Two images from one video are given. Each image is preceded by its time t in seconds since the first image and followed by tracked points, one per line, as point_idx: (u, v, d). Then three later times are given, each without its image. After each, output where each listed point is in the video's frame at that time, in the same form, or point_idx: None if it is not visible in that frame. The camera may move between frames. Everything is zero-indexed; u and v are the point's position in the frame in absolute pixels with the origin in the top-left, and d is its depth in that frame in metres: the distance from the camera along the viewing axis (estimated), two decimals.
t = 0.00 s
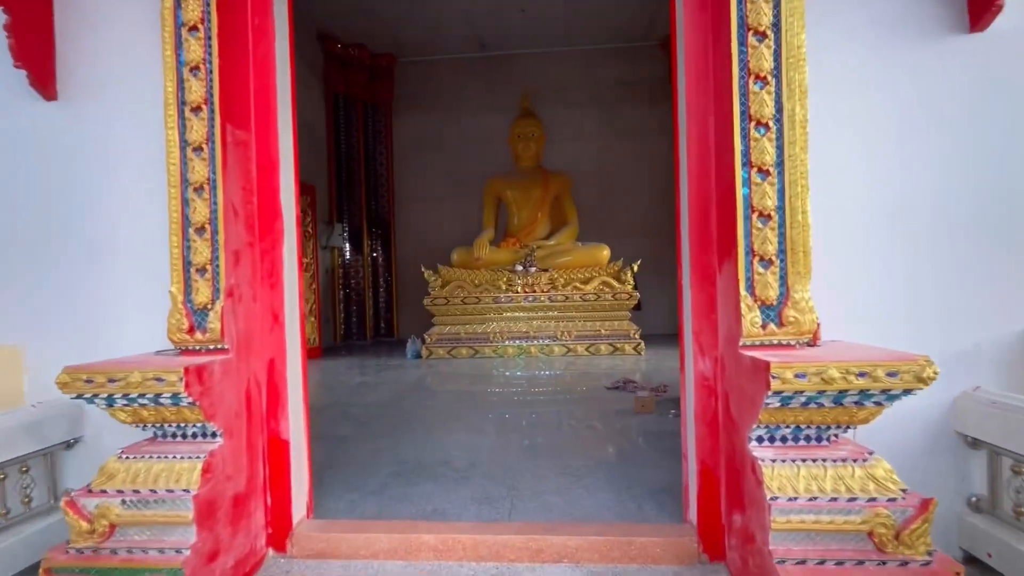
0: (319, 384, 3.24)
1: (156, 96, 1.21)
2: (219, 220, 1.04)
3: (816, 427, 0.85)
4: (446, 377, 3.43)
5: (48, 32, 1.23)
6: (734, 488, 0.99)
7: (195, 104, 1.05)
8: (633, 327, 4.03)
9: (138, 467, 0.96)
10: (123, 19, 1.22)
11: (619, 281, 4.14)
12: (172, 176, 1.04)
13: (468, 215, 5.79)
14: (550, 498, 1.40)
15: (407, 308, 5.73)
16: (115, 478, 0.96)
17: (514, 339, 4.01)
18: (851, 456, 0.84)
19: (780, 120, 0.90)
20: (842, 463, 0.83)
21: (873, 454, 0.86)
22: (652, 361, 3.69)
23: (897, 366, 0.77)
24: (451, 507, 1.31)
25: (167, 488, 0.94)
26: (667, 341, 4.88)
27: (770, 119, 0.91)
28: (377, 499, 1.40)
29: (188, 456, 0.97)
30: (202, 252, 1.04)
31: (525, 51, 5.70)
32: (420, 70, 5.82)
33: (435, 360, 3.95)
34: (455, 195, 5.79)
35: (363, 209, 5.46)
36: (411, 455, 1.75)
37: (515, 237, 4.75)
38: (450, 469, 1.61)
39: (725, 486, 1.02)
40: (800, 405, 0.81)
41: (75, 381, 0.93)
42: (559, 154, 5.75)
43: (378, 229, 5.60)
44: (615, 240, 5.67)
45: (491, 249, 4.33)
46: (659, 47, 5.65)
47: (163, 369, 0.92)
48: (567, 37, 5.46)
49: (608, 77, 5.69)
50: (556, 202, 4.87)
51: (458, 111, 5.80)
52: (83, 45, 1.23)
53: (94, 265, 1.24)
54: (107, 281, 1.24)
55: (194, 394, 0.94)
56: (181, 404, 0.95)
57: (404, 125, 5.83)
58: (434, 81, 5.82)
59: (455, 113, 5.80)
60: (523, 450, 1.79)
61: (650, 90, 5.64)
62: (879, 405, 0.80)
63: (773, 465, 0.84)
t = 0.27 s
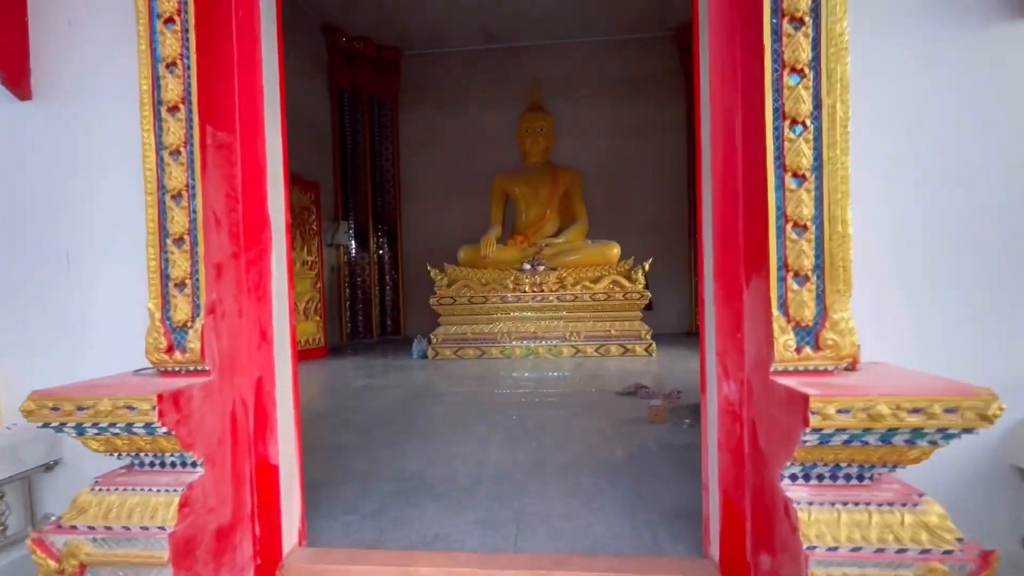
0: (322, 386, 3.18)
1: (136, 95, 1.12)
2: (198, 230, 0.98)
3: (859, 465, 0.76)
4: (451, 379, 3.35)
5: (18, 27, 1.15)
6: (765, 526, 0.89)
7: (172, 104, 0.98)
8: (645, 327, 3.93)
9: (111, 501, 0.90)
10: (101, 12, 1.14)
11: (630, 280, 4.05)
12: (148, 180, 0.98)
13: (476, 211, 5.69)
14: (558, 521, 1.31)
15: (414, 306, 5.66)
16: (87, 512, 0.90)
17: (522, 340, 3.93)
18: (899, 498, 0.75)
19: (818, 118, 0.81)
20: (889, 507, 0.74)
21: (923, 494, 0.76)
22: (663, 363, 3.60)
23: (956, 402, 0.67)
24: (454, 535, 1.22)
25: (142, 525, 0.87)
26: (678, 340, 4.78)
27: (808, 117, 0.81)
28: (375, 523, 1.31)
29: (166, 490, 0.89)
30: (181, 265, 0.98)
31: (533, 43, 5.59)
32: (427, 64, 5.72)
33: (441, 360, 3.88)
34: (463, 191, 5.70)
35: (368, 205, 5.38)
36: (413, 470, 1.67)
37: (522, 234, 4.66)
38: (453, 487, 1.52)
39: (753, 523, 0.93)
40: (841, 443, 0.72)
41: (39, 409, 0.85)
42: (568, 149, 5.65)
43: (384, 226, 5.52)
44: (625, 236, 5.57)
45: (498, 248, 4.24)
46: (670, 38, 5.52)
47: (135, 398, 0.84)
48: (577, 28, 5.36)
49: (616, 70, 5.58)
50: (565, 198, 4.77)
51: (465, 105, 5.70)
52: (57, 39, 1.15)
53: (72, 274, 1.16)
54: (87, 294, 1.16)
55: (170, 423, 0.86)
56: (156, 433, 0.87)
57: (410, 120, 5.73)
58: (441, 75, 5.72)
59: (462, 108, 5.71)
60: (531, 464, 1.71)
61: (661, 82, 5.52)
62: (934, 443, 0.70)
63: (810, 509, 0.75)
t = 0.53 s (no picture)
0: (327, 393, 3.12)
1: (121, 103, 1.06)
2: (185, 248, 0.92)
3: (906, 509, 0.69)
4: (458, 385, 3.29)
5: None
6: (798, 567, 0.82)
7: (156, 113, 0.92)
8: (654, 331, 3.86)
9: (93, 538, 0.84)
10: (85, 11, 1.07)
11: (639, 283, 3.97)
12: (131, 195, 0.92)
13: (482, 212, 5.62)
14: (569, 547, 1.24)
15: (420, 308, 5.61)
16: (67, 550, 0.85)
17: (529, 344, 3.87)
18: (950, 545, 0.68)
19: (858, 126, 0.74)
20: (940, 557, 0.67)
21: (977, 541, 0.69)
22: (674, 369, 3.53)
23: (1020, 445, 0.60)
24: (459, 565, 1.16)
25: (124, 566, 0.82)
26: (687, 344, 4.71)
27: (847, 124, 0.74)
28: (376, 549, 1.25)
29: (150, 527, 0.84)
30: (167, 285, 0.93)
31: (540, 42, 5.52)
32: (432, 63, 5.65)
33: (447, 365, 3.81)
34: (469, 191, 5.64)
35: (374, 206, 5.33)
36: (418, 487, 1.61)
37: (529, 237, 4.59)
38: (459, 507, 1.46)
39: (782, 561, 0.86)
40: (887, 488, 0.65)
41: (14, 442, 0.79)
42: (576, 149, 5.57)
43: (390, 227, 5.47)
44: (633, 237, 5.50)
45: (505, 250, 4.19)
46: (679, 36, 5.44)
47: (115, 431, 0.77)
48: (585, 26, 5.28)
49: (624, 68, 5.50)
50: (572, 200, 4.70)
51: (471, 105, 5.64)
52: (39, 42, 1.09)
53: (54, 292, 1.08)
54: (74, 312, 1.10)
55: (152, 456, 0.80)
56: (140, 468, 0.81)
57: (416, 120, 5.67)
58: (447, 74, 5.66)
59: (468, 107, 5.64)
60: (539, 482, 1.64)
61: (670, 81, 5.44)
62: (992, 490, 0.63)
63: (851, 557, 0.68)
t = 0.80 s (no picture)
0: (328, 400, 3.06)
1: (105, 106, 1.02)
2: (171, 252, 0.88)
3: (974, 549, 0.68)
4: (462, 392, 3.22)
5: None
6: None
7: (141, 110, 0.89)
8: (663, 336, 3.79)
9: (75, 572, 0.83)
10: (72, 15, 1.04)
11: (647, 287, 3.89)
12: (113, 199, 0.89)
13: (487, 215, 5.55)
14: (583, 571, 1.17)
15: (423, 312, 5.55)
16: None
17: (534, 349, 3.79)
18: None
19: (914, 131, 0.77)
20: None
21: None
22: (683, 375, 3.47)
23: None
24: None
25: None
26: (695, 348, 4.65)
27: (903, 129, 0.77)
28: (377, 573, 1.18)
29: (131, 561, 0.82)
30: (151, 294, 0.89)
31: (545, 43, 5.47)
32: (437, 65, 5.60)
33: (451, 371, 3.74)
34: (473, 193, 5.57)
35: (377, 209, 5.30)
36: (423, 503, 1.54)
37: (534, 239, 4.52)
38: (467, 526, 1.39)
39: None
40: (959, 525, 0.63)
41: None
42: (581, 150, 5.56)
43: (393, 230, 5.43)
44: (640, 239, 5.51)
45: (510, 253, 4.11)
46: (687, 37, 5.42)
47: (91, 458, 0.73)
48: (591, 27, 5.24)
49: (631, 69, 5.48)
50: (578, 202, 4.64)
51: (476, 106, 5.57)
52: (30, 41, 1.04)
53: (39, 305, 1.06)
54: (69, 319, 1.05)
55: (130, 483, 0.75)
56: (119, 495, 0.76)
57: (419, 122, 5.60)
58: (451, 75, 5.60)
59: (472, 108, 5.57)
60: (548, 497, 1.57)
61: (678, 82, 5.43)
62: None
63: None
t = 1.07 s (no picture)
0: (327, 402, 2.99)
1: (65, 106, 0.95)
2: (147, 263, 0.89)
3: None
4: (465, 393, 3.14)
5: None
6: None
7: (111, 99, 0.90)
8: (669, 335, 3.74)
9: None
10: None
11: (653, 284, 3.81)
12: (81, 202, 0.90)
13: (489, 210, 5.46)
14: None
15: (423, 309, 5.45)
16: None
17: (538, 348, 3.72)
18: None
19: (1001, 179, 0.84)
20: None
21: None
22: (690, 376, 3.41)
23: None
24: None
25: None
26: (700, 347, 4.58)
27: (991, 177, 0.84)
28: None
29: None
30: (125, 309, 0.90)
31: (547, 32, 5.37)
32: (437, 56, 5.48)
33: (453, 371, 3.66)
34: (474, 188, 5.47)
35: (376, 203, 5.22)
36: (428, 519, 1.46)
37: (537, 235, 4.43)
38: (475, 546, 1.31)
39: None
40: None
41: None
42: (585, 144, 5.49)
43: (393, 225, 5.34)
44: (643, 234, 5.45)
45: (513, 249, 4.04)
46: (692, 28, 5.36)
47: (47, 504, 0.75)
48: (596, 16, 5.17)
49: (636, 60, 5.42)
50: (582, 196, 4.54)
51: (477, 98, 5.46)
52: None
53: None
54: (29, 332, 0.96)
55: (100, 529, 0.77)
56: (79, 541, 0.78)
57: (419, 115, 5.49)
58: (451, 66, 5.48)
59: (473, 101, 5.46)
60: (561, 513, 1.49)
61: (682, 73, 5.38)
62: None
63: None
